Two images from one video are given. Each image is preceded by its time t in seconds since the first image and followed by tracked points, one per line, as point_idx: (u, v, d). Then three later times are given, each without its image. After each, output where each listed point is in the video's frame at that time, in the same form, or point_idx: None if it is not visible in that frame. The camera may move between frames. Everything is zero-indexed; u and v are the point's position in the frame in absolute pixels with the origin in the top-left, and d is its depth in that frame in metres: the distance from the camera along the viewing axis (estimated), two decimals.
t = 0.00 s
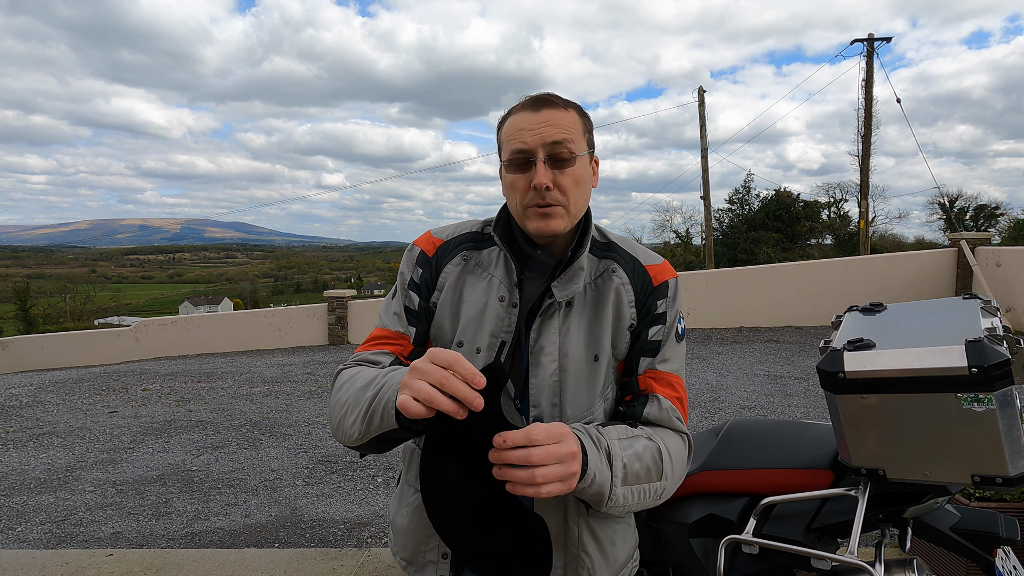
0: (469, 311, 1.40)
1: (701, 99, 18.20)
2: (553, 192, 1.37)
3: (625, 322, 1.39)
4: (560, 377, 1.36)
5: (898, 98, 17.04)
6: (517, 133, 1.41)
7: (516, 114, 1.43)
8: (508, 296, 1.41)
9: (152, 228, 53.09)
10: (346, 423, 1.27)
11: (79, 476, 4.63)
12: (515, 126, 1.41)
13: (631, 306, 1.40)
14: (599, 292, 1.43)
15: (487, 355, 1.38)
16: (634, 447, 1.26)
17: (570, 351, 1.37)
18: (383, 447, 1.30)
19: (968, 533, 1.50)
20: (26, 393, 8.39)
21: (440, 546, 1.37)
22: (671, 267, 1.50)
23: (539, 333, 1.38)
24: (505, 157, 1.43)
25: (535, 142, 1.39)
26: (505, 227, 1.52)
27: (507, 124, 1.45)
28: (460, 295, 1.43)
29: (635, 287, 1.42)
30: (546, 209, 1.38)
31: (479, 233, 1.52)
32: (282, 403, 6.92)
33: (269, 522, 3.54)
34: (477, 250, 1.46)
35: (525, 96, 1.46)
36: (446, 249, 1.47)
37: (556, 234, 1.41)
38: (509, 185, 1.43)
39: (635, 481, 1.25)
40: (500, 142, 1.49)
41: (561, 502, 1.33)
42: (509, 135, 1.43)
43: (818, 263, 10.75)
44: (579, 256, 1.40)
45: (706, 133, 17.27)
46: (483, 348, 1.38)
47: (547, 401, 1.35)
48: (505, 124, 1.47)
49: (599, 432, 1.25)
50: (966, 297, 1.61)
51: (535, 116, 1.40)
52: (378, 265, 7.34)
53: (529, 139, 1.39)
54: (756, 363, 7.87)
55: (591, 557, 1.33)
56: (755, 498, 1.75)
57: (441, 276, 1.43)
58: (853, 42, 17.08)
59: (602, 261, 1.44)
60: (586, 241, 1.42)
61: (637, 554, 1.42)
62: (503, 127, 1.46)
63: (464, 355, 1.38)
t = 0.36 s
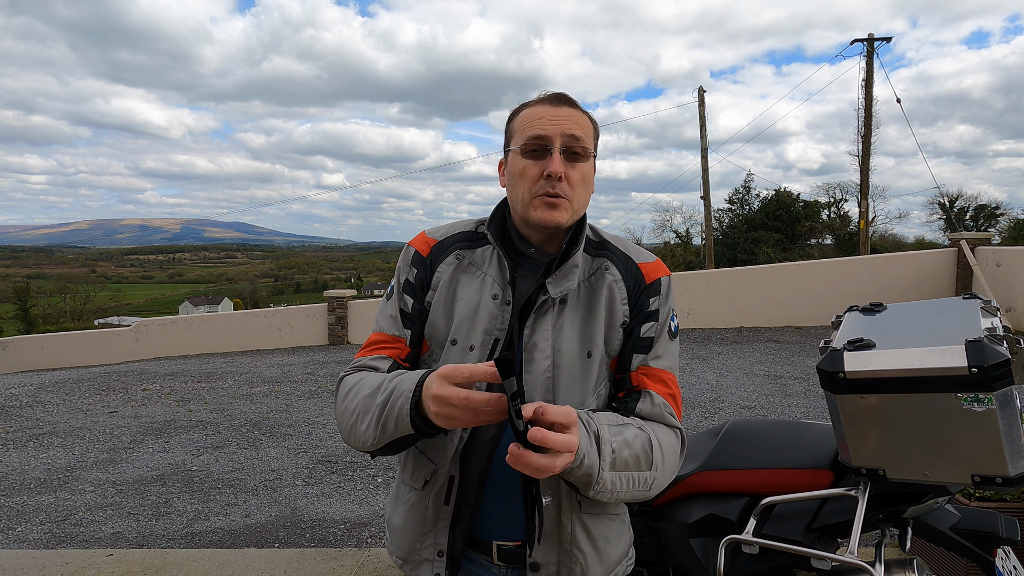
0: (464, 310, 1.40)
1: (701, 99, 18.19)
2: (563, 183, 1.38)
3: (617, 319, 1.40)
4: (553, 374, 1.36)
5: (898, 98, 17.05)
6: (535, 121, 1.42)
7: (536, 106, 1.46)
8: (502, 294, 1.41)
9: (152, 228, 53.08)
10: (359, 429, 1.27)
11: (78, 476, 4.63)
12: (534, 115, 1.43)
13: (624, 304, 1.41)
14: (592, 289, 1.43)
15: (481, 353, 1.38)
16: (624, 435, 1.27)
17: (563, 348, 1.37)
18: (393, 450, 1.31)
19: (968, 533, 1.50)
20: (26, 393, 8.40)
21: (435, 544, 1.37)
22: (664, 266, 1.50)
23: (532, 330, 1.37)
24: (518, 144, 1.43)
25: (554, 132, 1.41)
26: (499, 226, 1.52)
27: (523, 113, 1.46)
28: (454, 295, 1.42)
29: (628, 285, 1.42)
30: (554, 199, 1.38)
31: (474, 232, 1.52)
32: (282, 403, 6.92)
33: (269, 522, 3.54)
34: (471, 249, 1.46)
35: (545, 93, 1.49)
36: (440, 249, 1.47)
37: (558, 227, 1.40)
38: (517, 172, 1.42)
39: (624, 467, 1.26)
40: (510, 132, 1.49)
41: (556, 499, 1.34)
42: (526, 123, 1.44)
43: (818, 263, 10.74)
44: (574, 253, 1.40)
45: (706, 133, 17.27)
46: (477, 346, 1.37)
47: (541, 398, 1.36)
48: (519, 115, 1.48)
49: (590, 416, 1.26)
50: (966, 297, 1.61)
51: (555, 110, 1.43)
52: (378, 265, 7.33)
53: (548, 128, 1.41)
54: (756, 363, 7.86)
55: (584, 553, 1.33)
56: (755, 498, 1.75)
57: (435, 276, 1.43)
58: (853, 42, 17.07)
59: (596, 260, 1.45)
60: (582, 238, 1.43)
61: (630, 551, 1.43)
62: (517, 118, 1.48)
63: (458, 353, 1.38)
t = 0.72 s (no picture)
0: (462, 309, 1.40)
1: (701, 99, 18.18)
2: (556, 191, 1.39)
3: (614, 315, 1.40)
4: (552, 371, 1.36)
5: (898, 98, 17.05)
6: (528, 128, 1.41)
7: (529, 110, 1.44)
8: (501, 294, 1.41)
9: (152, 228, 53.10)
10: (376, 438, 1.26)
11: (78, 477, 4.63)
12: (527, 122, 1.41)
13: (620, 301, 1.41)
14: (588, 287, 1.43)
15: (481, 351, 1.38)
16: (635, 420, 1.29)
17: (561, 345, 1.37)
18: (410, 457, 1.30)
19: (968, 533, 1.51)
20: (26, 393, 8.40)
21: (436, 543, 1.36)
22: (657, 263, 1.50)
23: (531, 328, 1.38)
24: (511, 150, 1.42)
25: (547, 140, 1.39)
26: (496, 226, 1.52)
27: (517, 118, 1.44)
28: (452, 294, 1.42)
29: (623, 282, 1.42)
30: (547, 206, 1.39)
31: (470, 233, 1.52)
32: (282, 403, 6.92)
33: (269, 522, 3.54)
34: (468, 250, 1.46)
35: (539, 95, 1.46)
36: (437, 250, 1.47)
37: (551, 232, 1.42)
38: (510, 179, 1.42)
39: (638, 452, 1.28)
40: (504, 136, 1.48)
41: (555, 492, 1.34)
42: (519, 129, 1.42)
43: (818, 263, 10.75)
44: (570, 251, 1.40)
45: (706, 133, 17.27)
46: (477, 345, 1.37)
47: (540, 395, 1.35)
48: (513, 118, 1.46)
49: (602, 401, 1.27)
50: (965, 297, 1.61)
51: (549, 116, 1.41)
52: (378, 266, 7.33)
53: (542, 136, 1.40)
54: (756, 363, 7.86)
55: (586, 548, 1.33)
56: (755, 498, 1.75)
57: (433, 276, 1.43)
58: (853, 42, 17.07)
59: (590, 258, 1.44)
60: (578, 238, 1.44)
61: (630, 546, 1.43)
62: (511, 121, 1.46)
63: (457, 352, 1.38)
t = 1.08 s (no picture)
0: (462, 309, 1.40)
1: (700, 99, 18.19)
2: (548, 201, 1.40)
3: (614, 310, 1.40)
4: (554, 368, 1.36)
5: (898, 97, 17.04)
6: (518, 138, 1.40)
7: (518, 117, 1.42)
8: (500, 293, 1.41)
9: (152, 228, 53.07)
10: (379, 436, 1.26)
11: (78, 476, 4.63)
12: (517, 132, 1.40)
13: (619, 297, 1.41)
14: (586, 284, 1.43)
15: (481, 350, 1.37)
16: (647, 402, 1.29)
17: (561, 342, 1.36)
18: (413, 455, 1.30)
19: (968, 533, 1.51)
20: (26, 393, 8.40)
21: (442, 542, 1.36)
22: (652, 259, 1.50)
23: (531, 326, 1.38)
24: (502, 160, 1.42)
25: (538, 150, 1.39)
26: (493, 227, 1.53)
27: (506, 127, 1.43)
28: (450, 294, 1.42)
29: (621, 279, 1.42)
30: (541, 216, 1.41)
31: (467, 234, 1.52)
32: (282, 403, 6.92)
33: (269, 522, 3.54)
34: (466, 251, 1.46)
35: (526, 100, 1.44)
36: (434, 251, 1.47)
37: (545, 239, 1.44)
38: (503, 188, 1.43)
39: (651, 433, 1.28)
40: (496, 143, 1.47)
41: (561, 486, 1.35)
42: (508, 138, 1.41)
43: (818, 263, 10.75)
44: (567, 250, 1.40)
45: (706, 133, 17.28)
46: (477, 344, 1.37)
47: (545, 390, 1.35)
48: (503, 124, 1.45)
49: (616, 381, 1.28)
50: (965, 297, 1.61)
51: (538, 124, 1.40)
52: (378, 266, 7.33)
53: (532, 146, 1.39)
54: (756, 363, 7.87)
55: (591, 542, 1.34)
56: (756, 498, 1.75)
57: (432, 276, 1.43)
58: (853, 42, 17.07)
59: (587, 256, 1.44)
60: (575, 238, 1.45)
61: (634, 542, 1.43)
62: (501, 128, 1.45)
63: (458, 351, 1.37)
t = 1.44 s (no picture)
0: (462, 309, 1.40)
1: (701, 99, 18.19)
2: (550, 199, 1.40)
3: (613, 310, 1.40)
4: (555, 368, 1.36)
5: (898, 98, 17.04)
6: (522, 138, 1.40)
7: (522, 117, 1.42)
8: (500, 293, 1.41)
9: (152, 228, 53.08)
10: (385, 436, 1.26)
11: (78, 476, 4.63)
12: (521, 131, 1.41)
13: (619, 296, 1.41)
14: (586, 284, 1.43)
15: (481, 350, 1.37)
16: (647, 402, 1.29)
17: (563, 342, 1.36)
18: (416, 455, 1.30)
19: (968, 533, 1.50)
20: (26, 393, 8.40)
21: (443, 542, 1.36)
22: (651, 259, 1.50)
23: (531, 325, 1.38)
24: (505, 159, 1.42)
25: (540, 150, 1.39)
26: (493, 225, 1.53)
27: (510, 125, 1.43)
28: (451, 294, 1.42)
29: (621, 278, 1.42)
30: (542, 214, 1.41)
31: (467, 234, 1.52)
32: (282, 403, 6.92)
33: (269, 522, 3.54)
34: (466, 251, 1.46)
35: (530, 100, 1.44)
36: (435, 251, 1.47)
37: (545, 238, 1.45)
38: (505, 186, 1.43)
39: (650, 433, 1.28)
40: (498, 141, 1.47)
41: (561, 486, 1.35)
42: (512, 137, 1.41)
43: (818, 263, 10.75)
44: (567, 249, 1.40)
45: (706, 133, 17.29)
46: (477, 344, 1.37)
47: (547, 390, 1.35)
48: (507, 123, 1.45)
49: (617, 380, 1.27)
50: (965, 297, 1.61)
51: (543, 124, 1.40)
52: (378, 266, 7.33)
53: (536, 147, 1.39)
54: (757, 363, 7.86)
55: (590, 542, 1.34)
56: (755, 498, 1.75)
57: (432, 276, 1.43)
58: (853, 42, 17.07)
59: (587, 255, 1.44)
60: (575, 238, 1.45)
61: (635, 541, 1.43)
62: (505, 127, 1.45)
63: (458, 352, 1.37)
